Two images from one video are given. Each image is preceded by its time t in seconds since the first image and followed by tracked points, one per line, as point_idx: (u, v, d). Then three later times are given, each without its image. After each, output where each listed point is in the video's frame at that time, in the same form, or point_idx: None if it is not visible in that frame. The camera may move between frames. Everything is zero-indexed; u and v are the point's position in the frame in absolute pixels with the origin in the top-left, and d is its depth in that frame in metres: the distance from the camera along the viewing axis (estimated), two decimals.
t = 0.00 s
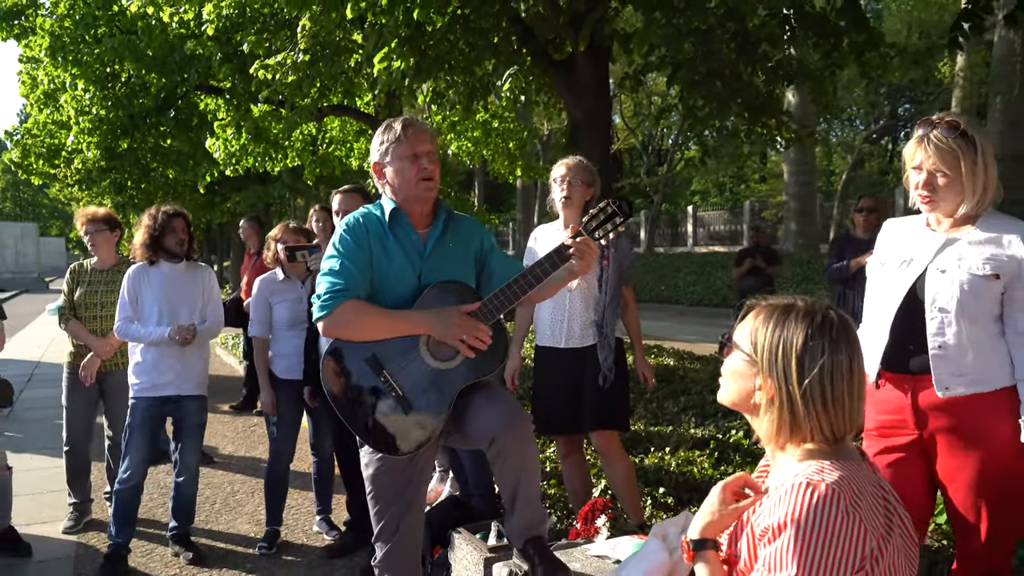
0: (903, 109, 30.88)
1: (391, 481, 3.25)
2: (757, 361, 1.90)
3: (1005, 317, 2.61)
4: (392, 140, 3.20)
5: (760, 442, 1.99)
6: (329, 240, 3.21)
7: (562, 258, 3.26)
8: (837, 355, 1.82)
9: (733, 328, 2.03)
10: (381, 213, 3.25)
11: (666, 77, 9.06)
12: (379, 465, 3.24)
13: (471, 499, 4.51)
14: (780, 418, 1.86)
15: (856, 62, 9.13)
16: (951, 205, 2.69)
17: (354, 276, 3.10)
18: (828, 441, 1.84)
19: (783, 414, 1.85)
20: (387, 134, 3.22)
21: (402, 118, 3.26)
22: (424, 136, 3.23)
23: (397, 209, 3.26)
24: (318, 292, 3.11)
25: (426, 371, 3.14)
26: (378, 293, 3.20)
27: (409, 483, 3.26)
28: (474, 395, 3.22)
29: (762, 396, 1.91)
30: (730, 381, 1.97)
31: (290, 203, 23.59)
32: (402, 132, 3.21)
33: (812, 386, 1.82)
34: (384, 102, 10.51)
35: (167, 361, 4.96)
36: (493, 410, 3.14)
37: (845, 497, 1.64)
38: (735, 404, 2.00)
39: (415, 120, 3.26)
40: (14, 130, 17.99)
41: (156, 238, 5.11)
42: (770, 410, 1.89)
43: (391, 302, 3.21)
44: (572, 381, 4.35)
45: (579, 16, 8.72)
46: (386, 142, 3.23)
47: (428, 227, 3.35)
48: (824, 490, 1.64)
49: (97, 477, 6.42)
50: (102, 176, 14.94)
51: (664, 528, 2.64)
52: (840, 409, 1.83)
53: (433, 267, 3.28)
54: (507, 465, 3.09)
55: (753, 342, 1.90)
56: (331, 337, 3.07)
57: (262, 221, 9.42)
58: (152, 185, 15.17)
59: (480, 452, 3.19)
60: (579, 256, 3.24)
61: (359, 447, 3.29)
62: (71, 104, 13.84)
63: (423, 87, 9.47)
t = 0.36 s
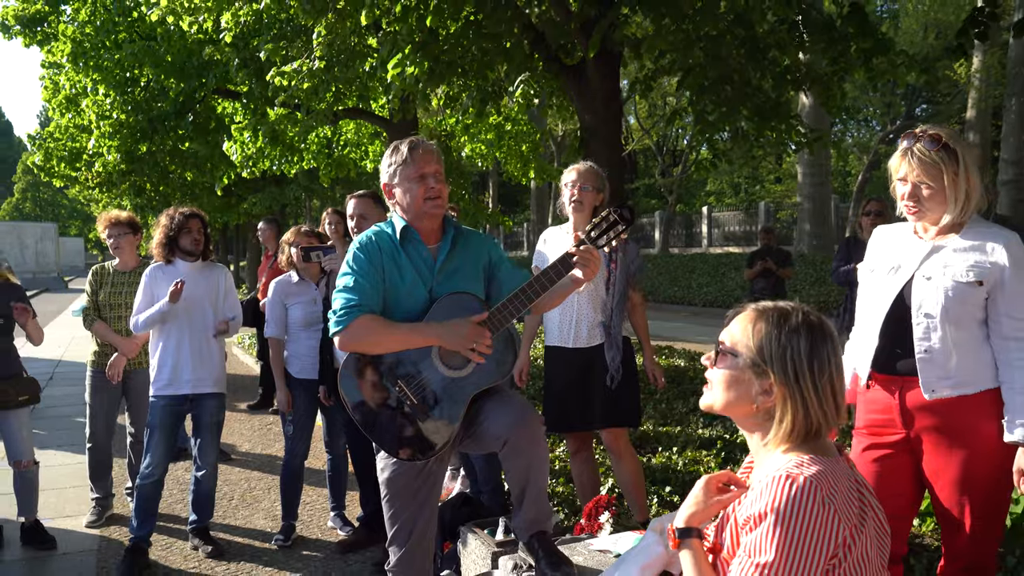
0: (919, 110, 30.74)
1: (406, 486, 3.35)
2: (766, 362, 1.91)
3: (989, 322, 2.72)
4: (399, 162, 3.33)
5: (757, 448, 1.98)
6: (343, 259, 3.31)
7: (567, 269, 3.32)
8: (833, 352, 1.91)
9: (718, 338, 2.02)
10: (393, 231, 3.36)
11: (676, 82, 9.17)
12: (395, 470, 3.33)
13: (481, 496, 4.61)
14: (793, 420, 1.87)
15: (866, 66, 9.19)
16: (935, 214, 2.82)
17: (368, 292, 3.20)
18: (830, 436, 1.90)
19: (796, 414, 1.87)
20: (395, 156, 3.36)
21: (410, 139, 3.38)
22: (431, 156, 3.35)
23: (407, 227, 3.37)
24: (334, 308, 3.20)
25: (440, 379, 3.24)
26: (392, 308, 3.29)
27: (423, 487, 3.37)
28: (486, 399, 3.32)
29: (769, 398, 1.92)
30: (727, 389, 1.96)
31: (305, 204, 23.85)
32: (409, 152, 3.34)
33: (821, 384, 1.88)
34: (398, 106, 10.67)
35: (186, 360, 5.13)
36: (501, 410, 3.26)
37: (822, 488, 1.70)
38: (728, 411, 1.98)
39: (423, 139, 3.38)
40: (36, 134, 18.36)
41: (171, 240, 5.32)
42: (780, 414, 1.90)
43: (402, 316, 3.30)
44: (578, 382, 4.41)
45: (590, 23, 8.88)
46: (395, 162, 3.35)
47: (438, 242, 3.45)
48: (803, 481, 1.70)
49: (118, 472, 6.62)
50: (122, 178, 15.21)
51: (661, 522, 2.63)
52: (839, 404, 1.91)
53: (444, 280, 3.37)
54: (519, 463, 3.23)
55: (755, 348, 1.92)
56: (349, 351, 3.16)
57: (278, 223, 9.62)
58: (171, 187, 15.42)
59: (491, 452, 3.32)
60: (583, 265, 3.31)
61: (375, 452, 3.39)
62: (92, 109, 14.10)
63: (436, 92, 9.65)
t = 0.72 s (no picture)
0: (944, 107, 30.42)
1: (420, 492, 3.38)
2: (745, 365, 2.03)
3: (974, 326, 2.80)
4: (408, 180, 3.39)
5: (732, 447, 2.09)
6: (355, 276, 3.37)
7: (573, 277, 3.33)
8: (807, 360, 2.02)
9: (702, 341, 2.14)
10: (403, 248, 3.42)
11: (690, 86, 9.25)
12: (410, 476, 3.38)
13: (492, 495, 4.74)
14: (766, 420, 1.99)
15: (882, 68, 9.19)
16: (923, 221, 2.91)
17: (380, 308, 3.25)
18: (797, 439, 2.02)
19: (770, 414, 1.99)
20: (405, 175, 3.42)
21: (419, 158, 3.45)
22: (439, 175, 3.40)
23: (417, 243, 3.44)
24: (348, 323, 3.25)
25: (452, 388, 3.28)
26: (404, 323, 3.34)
27: (436, 494, 3.40)
28: (497, 406, 3.35)
29: (745, 399, 2.03)
30: (706, 387, 2.07)
31: (327, 206, 24.08)
32: (418, 170, 3.40)
33: (793, 388, 1.99)
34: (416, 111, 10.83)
35: (207, 362, 5.30)
36: (512, 416, 3.31)
37: (788, 487, 1.85)
38: (707, 409, 2.10)
39: (431, 158, 3.44)
40: (65, 139, 18.76)
41: (196, 243, 5.50)
42: (754, 415, 2.02)
43: (414, 329, 3.35)
44: (583, 385, 4.53)
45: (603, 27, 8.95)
46: (404, 181, 3.41)
47: (447, 258, 3.51)
48: (770, 479, 1.85)
49: (143, 471, 6.82)
50: (148, 183, 15.52)
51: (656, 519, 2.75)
52: (810, 409, 2.02)
53: (453, 294, 3.42)
54: (527, 469, 3.28)
55: (733, 351, 2.04)
56: (362, 365, 3.20)
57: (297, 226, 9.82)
58: (195, 191, 15.71)
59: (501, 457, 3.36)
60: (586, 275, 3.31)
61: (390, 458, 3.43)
62: (119, 115, 14.42)
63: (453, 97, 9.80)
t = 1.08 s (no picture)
0: (975, 106, 29.97)
1: (428, 498, 3.40)
2: (717, 371, 2.13)
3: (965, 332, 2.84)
4: (416, 192, 3.42)
5: (713, 453, 2.17)
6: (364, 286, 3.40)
7: (576, 283, 3.37)
8: (777, 364, 2.12)
9: (679, 355, 2.25)
10: (411, 259, 3.45)
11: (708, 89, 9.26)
12: (418, 482, 3.38)
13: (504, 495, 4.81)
14: (740, 422, 2.08)
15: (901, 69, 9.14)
16: (918, 226, 2.95)
17: (389, 317, 3.29)
18: (773, 440, 2.10)
19: (744, 417, 2.08)
20: (412, 186, 3.45)
21: (425, 171, 3.49)
22: (446, 187, 3.44)
23: (425, 255, 3.46)
24: (357, 332, 3.29)
25: (458, 394, 3.31)
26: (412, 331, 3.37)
27: (445, 501, 3.41)
28: (502, 412, 3.39)
29: (720, 405, 2.13)
30: (684, 397, 2.18)
31: (352, 208, 24.29)
32: (425, 181, 3.43)
33: (763, 390, 2.09)
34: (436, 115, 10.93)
35: (228, 364, 5.42)
36: (517, 419, 3.36)
37: (765, 489, 1.89)
38: (687, 417, 2.19)
39: (437, 170, 3.47)
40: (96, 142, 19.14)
41: (219, 247, 5.63)
42: (730, 418, 2.10)
43: (422, 337, 3.38)
44: (590, 388, 4.62)
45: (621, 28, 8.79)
46: (412, 194, 3.45)
47: (455, 268, 3.54)
48: (746, 482, 1.89)
49: (167, 469, 6.99)
50: (175, 187, 15.82)
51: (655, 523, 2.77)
52: (783, 411, 2.11)
53: (461, 303, 3.45)
54: (532, 472, 3.35)
55: (706, 358, 2.14)
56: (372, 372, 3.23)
57: (317, 229, 9.95)
58: (221, 193, 15.98)
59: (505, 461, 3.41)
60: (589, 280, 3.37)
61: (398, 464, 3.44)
62: (147, 120, 14.69)
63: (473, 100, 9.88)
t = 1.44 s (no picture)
0: None
1: (446, 488, 3.47)
2: (710, 363, 2.18)
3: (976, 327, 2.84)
4: (433, 188, 3.48)
5: (712, 445, 2.22)
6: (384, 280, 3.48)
7: (591, 277, 3.43)
8: (771, 354, 2.15)
9: (677, 349, 2.29)
10: (430, 253, 3.52)
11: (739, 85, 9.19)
12: (437, 471, 3.46)
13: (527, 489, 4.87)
14: (735, 413, 2.12)
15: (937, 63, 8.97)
16: (930, 221, 2.96)
17: (408, 309, 3.36)
18: (768, 429, 2.14)
19: (739, 408, 2.12)
20: (430, 183, 3.50)
21: (442, 168, 3.53)
22: (462, 182, 3.48)
23: (443, 249, 3.53)
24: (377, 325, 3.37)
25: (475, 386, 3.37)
26: (431, 324, 3.44)
27: (462, 491, 3.48)
28: (520, 405, 3.46)
29: (717, 396, 2.17)
30: (683, 390, 2.23)
31: (389, 207, 24.49)
32: (441, 178, 3.48)
33: (757, 380, 2.13)
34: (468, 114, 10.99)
35: (260, 359, 5.55)
36: (535, 411, 3.43)
37: (759, 478, 1.97)
38: (687, 410, 2.24)
39: (453, 167, 3.51)
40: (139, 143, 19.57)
41: (252, 244, 5.76)
42: (726, 409, 2.15)
43: (441, 329, 3.45)
44: (613, 384, 4.66)
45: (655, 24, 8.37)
46: (429, 190, 3.50)
47: (473, 262, 3.60)
48: (740, 471, 1.98)
49: (204, 461, 7.16)
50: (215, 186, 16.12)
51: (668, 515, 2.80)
52: (778, 400, 2.14)
53: (479, 296, 3.51)
54: (547, 463, 3.39)
55: (702, 351, 2.19)
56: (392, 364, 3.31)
57: (352, 227, 10.07)
58: (259, 193, 16.24)
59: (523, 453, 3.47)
60: (604, 274, 3.40)
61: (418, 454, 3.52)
62: (187, 121, 14.99)
63: (505, 98, 9.92)
